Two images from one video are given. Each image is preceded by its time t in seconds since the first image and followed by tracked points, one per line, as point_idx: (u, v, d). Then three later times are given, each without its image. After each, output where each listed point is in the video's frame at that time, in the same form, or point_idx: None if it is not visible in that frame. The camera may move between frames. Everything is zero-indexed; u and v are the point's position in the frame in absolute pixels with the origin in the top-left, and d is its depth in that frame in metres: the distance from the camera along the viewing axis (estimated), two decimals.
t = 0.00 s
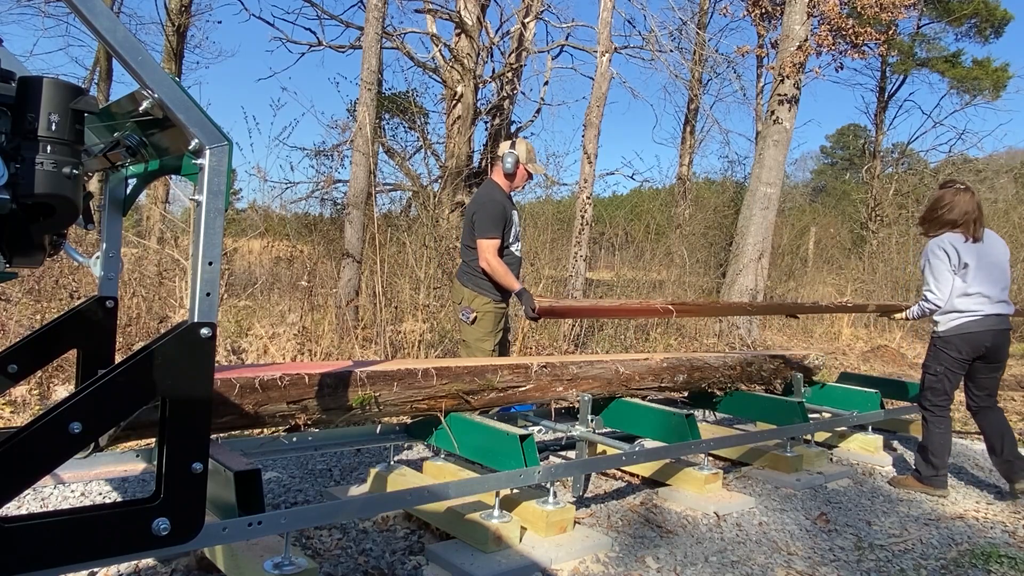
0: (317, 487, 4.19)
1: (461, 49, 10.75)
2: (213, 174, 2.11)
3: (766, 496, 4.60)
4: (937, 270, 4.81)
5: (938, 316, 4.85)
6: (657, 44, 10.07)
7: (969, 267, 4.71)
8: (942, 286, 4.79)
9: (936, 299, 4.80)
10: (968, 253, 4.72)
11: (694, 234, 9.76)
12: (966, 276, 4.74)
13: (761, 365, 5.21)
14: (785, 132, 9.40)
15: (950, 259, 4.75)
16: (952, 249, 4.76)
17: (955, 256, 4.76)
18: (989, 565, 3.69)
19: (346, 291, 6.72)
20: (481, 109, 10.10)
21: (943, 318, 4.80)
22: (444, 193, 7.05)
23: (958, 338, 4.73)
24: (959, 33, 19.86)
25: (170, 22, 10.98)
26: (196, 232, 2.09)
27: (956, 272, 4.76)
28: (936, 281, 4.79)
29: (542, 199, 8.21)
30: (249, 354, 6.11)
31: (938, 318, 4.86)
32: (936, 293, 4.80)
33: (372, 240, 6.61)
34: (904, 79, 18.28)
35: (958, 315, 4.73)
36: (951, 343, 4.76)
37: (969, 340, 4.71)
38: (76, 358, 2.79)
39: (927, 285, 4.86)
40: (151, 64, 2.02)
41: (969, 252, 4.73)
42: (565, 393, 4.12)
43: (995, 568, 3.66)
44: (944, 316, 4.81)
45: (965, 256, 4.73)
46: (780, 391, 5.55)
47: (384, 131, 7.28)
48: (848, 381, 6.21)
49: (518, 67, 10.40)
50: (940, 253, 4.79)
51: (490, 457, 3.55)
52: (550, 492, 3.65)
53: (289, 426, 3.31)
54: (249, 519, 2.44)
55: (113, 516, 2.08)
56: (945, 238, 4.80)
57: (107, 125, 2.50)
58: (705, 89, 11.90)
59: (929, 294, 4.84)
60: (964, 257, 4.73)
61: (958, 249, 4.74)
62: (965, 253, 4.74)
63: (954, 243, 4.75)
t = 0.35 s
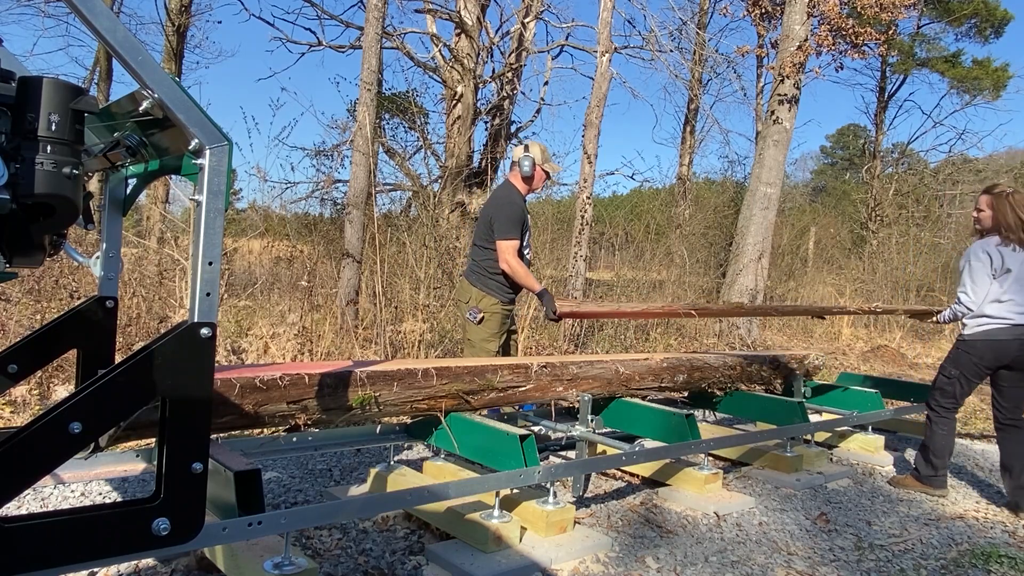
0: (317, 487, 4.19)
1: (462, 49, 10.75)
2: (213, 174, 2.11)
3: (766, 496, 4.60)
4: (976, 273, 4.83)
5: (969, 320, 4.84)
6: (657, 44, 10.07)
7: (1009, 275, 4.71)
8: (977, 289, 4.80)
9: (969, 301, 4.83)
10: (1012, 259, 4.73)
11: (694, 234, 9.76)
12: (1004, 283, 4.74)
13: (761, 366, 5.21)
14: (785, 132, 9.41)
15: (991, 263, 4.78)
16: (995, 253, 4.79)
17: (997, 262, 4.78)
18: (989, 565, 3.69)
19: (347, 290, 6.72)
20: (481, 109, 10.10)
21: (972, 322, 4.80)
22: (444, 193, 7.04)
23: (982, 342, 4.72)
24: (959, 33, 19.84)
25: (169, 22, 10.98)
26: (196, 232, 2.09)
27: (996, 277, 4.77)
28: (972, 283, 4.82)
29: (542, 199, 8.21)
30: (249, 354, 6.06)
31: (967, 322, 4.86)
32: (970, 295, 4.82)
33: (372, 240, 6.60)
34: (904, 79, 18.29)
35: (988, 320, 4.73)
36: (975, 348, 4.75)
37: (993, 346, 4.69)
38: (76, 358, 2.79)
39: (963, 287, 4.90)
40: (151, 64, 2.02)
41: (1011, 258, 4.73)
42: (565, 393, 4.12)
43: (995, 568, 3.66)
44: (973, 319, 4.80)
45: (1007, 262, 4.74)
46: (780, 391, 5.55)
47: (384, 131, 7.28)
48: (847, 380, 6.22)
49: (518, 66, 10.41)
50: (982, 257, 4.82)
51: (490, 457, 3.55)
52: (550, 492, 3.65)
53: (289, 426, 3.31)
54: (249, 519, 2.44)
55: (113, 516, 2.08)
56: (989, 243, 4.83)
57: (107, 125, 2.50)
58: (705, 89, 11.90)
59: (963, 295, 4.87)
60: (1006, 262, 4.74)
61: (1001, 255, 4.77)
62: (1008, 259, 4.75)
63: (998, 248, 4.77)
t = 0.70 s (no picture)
0: (318, 487, 4.19)
1: (462, 49, 10.75)
2: (213, 173, 2.11)
3: (766, 496, 4.60)
4: (982, 281, 4.78)
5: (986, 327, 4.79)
6: (657, 44, 10.06)
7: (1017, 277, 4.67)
8: (989, 298, 4.74)
9: (984, 310, 4.74)
10: (1015, 260, 4.70)
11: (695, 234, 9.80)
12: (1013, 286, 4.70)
13: (761, 366, 5.21)
14: (785, 132, 9.41)
15: (995, 268, 4.74)
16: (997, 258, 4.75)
17: (1000, 267, 4.74)
18: (989, 565, 3.69)
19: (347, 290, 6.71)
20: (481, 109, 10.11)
21: (991, 327, 4.74)
22: (444, 193, 7.04)
23: (1005, 346, 4.67)
24: (959, 33, 19.83)
25: (169, 22, 10.98)
26: (196, 231, 2.09)
27: (1003, 281, 4.74)
28: (982, 292, 4.76)
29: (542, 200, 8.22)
30: (249, 354, 6.09)
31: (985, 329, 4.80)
32: (983, 305, 4.75)
33: (372, 240, 6.63)
34: (904, 79, 18.27)
35: (1006, 325, 4.68)
36: (998, 352, 4.69)
37: (1015, 349, 4.65)
38: (76, 358, 2.79)
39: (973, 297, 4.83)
40: (151, 64, 2.02)
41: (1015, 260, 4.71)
42: (565, 393, 4.12)
43: (995, 568, 3.66)
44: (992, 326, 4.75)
45: (1010, 265, 4.71)
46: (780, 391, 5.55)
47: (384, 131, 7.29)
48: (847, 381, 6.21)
49: (518, 66, 10.42)
50: (985, 265, 4.78)
51: (490, 457, 3.55)
52: (550, 492, 3.65)
53: (289, 427, 3.31)
54: (249, 518, 2.44)
55: (113, 516, 2.07)
56: (987, 250, 4.80)
57: (107, 125, 2.50)
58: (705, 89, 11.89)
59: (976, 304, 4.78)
60: (1010, 265, 4.71)
61: (1002, 257, 4.74)
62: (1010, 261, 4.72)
63: (999, 253, 4.73)
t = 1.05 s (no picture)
0: (318, 487, 4.19)
1: (462, 49, 10.75)
2: (213, 174, 2.40)
3: (766, 496, 4.60)
4: (957, 301, 5.07)
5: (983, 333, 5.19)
6: (657, 44, 10.05)
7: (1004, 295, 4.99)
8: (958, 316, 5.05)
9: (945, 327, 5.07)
10: (1001, 280, 4.98)
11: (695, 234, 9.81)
12: (998, 299, 5.04)
13: (762, 365, 5.21)
14: (784, 132, 9.41)
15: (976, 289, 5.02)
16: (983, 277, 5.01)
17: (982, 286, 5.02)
18: (989, 565, 3.69)
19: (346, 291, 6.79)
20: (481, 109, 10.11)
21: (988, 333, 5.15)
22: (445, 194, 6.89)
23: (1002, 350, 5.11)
24: (959, 34, 19.81)
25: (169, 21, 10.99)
26: (198, 228, 2.43)
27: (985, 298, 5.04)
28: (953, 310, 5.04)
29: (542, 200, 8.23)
30: (249, 355, 5.88)
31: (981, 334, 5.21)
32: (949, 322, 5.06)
33: (372, 240, 6.69)
34: (904, 79, 18.26)
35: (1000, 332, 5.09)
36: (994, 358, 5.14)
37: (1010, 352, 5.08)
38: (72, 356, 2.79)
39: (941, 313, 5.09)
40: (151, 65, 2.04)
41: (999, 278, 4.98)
42: (565, 393, 4.12)
43: (995, 568, 3.66)
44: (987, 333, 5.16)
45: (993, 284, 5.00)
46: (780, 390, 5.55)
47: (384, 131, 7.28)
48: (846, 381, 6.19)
49: (518, 67, 10.42)
50: (965, 284, 5.06)
51: (491, 457, 3.55)
52: (550, 492, 3.65)
53: (289, 427, 3.31)
54: (249, 518, 2.44)
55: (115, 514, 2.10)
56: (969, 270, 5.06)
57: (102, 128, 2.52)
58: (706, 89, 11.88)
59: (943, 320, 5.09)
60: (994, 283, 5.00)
61: (989, 278, 4.99)
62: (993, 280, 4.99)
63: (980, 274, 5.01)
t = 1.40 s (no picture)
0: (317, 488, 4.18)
1: (462, 48, 10.74)
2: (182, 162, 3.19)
3: (766, 496, 4.60)
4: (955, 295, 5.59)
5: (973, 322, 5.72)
6: (657, 44, 10.03)
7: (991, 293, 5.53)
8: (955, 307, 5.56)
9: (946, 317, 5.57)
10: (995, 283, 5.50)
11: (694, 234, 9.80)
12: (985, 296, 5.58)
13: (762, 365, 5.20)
14: (784, 132, 9.40)
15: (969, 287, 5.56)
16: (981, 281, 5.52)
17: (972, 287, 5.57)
18: (989, 565, 3.69)
19: (346, 291, 6.54)
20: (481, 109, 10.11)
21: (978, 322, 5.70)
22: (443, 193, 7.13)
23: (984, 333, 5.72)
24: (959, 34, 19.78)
25: (169, 22, 10.98)
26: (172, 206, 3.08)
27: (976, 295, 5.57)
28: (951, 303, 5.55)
29: (542, 200, 8.23)
30: (249, 354, 5.88)
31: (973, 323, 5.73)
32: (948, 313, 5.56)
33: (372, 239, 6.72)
34: (904, 79, 18.24)
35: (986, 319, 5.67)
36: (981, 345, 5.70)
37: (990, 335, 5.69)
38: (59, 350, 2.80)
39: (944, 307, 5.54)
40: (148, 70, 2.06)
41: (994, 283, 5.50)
42: (564, 393, 4.12)
43: (995, 568, 3.65)
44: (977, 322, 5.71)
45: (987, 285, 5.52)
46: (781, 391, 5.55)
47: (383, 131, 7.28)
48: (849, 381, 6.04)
49: (518, 67, 10.42)
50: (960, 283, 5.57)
51: (491, 457, 3.55)
52: (550, 492, 3.65)
53: (289, 427, 3.30)
54: (249, 518, 2.44)
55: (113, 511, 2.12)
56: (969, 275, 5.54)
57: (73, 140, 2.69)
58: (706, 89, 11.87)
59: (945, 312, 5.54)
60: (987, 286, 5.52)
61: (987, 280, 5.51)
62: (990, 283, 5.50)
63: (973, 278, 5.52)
